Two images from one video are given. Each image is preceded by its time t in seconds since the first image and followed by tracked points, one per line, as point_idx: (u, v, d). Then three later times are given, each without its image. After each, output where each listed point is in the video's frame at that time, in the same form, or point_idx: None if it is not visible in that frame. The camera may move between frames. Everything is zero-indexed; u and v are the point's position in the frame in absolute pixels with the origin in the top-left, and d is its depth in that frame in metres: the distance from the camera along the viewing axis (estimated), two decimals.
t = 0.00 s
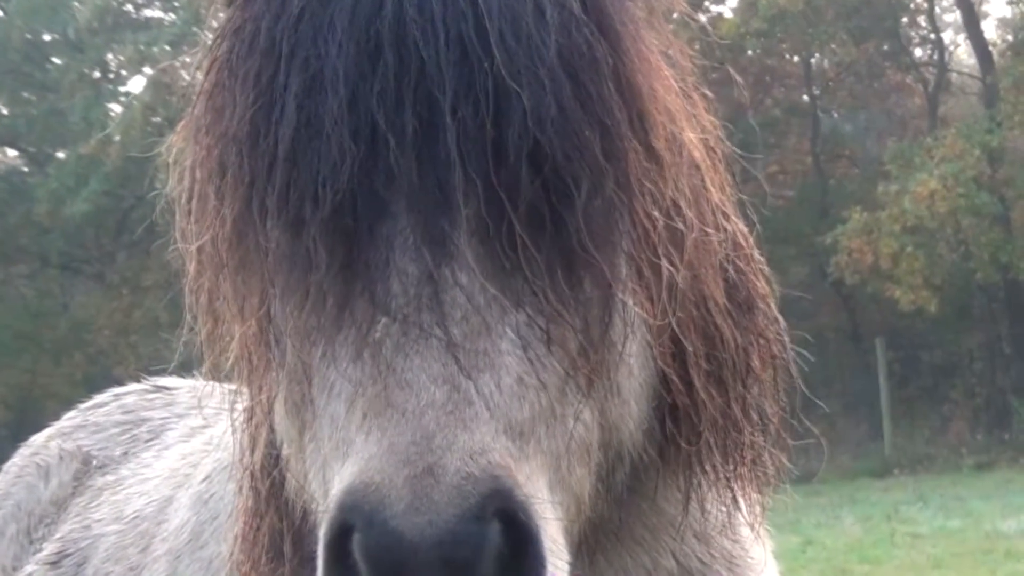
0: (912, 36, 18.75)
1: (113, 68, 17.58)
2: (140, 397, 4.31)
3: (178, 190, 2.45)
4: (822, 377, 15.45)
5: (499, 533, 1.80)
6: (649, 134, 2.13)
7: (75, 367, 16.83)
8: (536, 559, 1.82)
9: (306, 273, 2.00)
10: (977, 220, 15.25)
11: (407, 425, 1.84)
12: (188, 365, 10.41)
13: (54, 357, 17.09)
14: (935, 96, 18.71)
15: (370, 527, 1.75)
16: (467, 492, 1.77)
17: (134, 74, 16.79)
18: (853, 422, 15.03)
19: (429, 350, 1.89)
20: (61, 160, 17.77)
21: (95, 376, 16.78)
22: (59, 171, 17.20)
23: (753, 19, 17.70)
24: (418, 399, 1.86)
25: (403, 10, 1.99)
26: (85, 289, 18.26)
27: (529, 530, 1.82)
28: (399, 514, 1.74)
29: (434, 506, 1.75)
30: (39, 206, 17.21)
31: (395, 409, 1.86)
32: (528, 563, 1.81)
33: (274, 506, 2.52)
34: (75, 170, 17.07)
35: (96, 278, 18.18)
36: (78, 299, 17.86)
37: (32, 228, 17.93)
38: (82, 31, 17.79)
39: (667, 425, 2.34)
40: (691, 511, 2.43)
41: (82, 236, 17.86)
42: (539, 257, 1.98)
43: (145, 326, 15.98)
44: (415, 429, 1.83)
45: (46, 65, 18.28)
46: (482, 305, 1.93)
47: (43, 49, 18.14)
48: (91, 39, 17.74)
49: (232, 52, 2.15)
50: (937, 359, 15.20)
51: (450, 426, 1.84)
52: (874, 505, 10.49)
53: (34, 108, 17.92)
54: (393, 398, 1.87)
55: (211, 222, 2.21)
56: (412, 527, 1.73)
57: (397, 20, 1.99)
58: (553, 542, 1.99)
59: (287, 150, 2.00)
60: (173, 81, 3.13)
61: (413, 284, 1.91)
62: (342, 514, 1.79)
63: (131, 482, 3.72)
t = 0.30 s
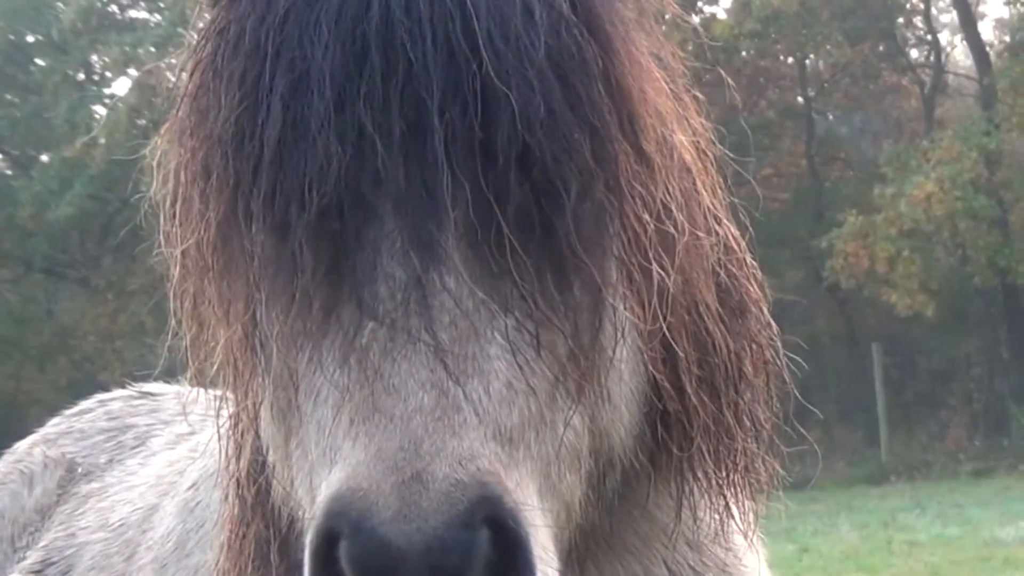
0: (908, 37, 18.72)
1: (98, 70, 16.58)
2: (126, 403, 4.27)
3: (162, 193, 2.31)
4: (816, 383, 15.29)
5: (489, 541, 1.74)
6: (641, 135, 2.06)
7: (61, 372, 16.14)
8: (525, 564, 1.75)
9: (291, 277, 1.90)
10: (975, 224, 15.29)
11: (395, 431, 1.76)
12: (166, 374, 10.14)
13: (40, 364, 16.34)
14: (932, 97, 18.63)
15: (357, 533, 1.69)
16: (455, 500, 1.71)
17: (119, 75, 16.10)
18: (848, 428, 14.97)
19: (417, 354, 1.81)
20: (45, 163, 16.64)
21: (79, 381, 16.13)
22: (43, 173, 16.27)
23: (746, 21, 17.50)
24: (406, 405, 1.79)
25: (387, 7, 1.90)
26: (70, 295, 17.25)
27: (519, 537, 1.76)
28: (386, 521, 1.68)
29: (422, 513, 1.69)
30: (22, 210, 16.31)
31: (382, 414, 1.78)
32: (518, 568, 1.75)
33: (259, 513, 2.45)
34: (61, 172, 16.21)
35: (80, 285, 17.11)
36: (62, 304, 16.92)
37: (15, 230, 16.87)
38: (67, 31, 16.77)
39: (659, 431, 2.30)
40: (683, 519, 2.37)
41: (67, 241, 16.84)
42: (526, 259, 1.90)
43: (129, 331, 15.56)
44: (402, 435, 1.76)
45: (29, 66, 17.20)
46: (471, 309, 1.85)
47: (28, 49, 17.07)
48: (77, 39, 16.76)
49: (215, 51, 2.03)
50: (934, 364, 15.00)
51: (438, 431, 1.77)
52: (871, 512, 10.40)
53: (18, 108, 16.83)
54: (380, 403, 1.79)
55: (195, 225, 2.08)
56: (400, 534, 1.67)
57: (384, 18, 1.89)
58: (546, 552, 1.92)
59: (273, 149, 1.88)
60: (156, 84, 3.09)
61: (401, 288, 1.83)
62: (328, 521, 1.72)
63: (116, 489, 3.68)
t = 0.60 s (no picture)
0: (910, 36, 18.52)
1: (88, 70, 16.48)
2: (118, 407, 4.23)
3: (154, 194, 2.23)
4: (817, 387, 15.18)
5: (488, 547, 1.69)
6: (642, 136, 2.02)
7: (50, 378, 15.83)
8: (525, 567, 1.71)
9: (289, 279, 1.85)
10: (979, 226, 14.99)
11: (394, 435, 1.72)
12: (156, 379, 9.96)
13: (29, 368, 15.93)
14: (934, 98, 18.47)
15: (356, 539, 1.64)
16: (455, 504, 1.66)
17: (109, 75, 16.01)
18: (850, 433, 14.87)
19: (415, 358, 1.76)
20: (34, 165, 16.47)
21: (68, 386, 15.95)
22: (32, 174, 16.13)
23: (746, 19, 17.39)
24: (405, 408, 1.74)
25: (385, 4, 1.85)
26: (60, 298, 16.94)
27: (519, 543, 1.72)
28: (385, 526, 1.63)
29: (421, 517, 1.64)
30: (11, 212, 16.11)
31: (380, 418, 1.74)
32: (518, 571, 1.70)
33: (255, 519, 2.38)
34: (50, 174, 16.08)
35: (72, 287, 16.82)
36: (53, 307, 16.49)
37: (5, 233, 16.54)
38: (56, 31, 16.54)
39: (660, 436, 2.26)
40: (684, 525, 2.33)
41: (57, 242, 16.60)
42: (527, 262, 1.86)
43: (122, 335, 15.54)
44: (401, 440, 1.71)
45: (18, 65, 16.92)
46: (470, 311, 1.81)
47: (16, 49, 16.92)
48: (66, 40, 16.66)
49: (209, 47, 1.97)
50: (936, 370, 14.93)
51: (437, 435, 1.72)
52: (871, 518, 10.38)
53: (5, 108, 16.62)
54: (378, 406, 1.74)
55: (191, 226, 2.00)
56: (399, 540, 1.63)
57: (383, 16, 1.83)
58: (547, 559, 1.87)
59: (270, 149, 1.82)
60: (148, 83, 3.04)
61: (399, 290, 1.78)
62: (327, 527, 1.67)
63: (108, 495, 3.63)
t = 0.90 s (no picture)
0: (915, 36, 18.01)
1: (81, 69, 16.38)
2: (114, 411, 4.18)
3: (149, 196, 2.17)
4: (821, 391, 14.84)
5: (491, 552, 1.65)
6: (645, 136, 1.98)
7: (41, 382, 15.59)
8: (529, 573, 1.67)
9: (288, 280, 1.80)
10: (984, 228, 14.74)
11: (395, 439, 1.68)
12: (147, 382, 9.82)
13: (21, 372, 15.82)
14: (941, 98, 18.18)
15: (356, 545, 1.59)
16: (457, 510, 1.62)
17: (103, 75, 15.92)
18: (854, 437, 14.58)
19: (417, 361, 1.72)
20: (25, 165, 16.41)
21: (61, 390, 15.70)
22: (23, 174, 16.08)
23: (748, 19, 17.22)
24: (406, 411, 1.70)
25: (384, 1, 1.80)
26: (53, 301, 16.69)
27: (523, 548, 1.67)
28: (386, 530, 1.59)
29: (423, 522, 1.60)
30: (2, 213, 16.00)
31: (382, 421, 1.69)
32: None
33: (253, 524, 2.33)
34: (41, 175, 16.05)
35: (65, 289, 16.54)
36: (45, 310, 16.29)
37: None
38: (48, 28, 16.41)
39: (665, 440, 2.22)
40: (690, 530, 2.29)
41: (50, 243, 16.41)
42: (530, 263, 1.82)
43: (115, 338, 15.42)
44: (403, 444, 1.67)
45: (10, 64, 16.71)
46: (472, 313, 1.77)
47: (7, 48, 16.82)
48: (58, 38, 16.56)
49: (205, 44, 1.92)
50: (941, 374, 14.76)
51: (438, 439, 1.68)
52: (875, 524, 10.30)
53: None
54: (379, 409, 1.70)
55: (187, 227, 1.94)
56: (400, 546, 1.58)
57: (383, 12, 1.79)
58: (551, 564, 1.83)
59: (268, 148, 1.78)
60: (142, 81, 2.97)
61: (400, 292, 1.74)
62: (326, 532, 1.63)
63: (103, 501, 3.59)
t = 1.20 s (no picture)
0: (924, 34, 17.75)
1: (77, 66, 16.13)
2: (112, 414, 4.13)
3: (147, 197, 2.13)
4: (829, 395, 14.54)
5: (495, 556, 1.61)
6: (655, 134, 1.93)
7: (37, 384, 15.42)
8: None
9: (289, 282, 1.75)
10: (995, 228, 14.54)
11: (398, 442, 1.63)
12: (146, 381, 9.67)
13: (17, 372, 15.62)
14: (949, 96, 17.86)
15: (359, 549, 1.55)
16: (461, 514, 1.58)
17: (100, 72, 15.79)
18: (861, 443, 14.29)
19: (421, 364, 1.67)
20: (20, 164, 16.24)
21: (55, 393, 15.46)
22: (18, 174, 15.85)
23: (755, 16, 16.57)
24: (409, 416, 1.65)
25: None
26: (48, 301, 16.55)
27: (529, 554, 1.63)
28: (389, 537, 1.55)
29: (426, 527, 1.56)
30: None
31: (384, 425, 1.65)
32: None
33: (254, 529, 2.29)
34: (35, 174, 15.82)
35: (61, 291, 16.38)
36: (42, 312, 16.18)
37: None
38: (45, 26, 16.26)
39: (672, 444, 2.18)
40: (698, 535, 2.25)
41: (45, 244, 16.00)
42: (536, 265, 1.77)
43: (111, 341, 15.41)
44: (406, 447, 1.62)
45: (5, 62, 16.57)
46: (476, 316, 1.72)
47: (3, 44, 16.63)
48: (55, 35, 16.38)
49: (203, 42, 1.88)
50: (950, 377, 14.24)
51: (443, 444, 1.63)
52: (885, 530, 10.20)
53: None
54: (382, 414, 1.66)
55: (187, 227, 1.89)
56: (403, 552, 1.54)
57: (386, 10, 1.76)
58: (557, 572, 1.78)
59: (269, 149, 1.74)
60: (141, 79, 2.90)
61: (404, 293, 1.69)
62: (327, 537, 1.58)
63: (102, 505, 3.54)
